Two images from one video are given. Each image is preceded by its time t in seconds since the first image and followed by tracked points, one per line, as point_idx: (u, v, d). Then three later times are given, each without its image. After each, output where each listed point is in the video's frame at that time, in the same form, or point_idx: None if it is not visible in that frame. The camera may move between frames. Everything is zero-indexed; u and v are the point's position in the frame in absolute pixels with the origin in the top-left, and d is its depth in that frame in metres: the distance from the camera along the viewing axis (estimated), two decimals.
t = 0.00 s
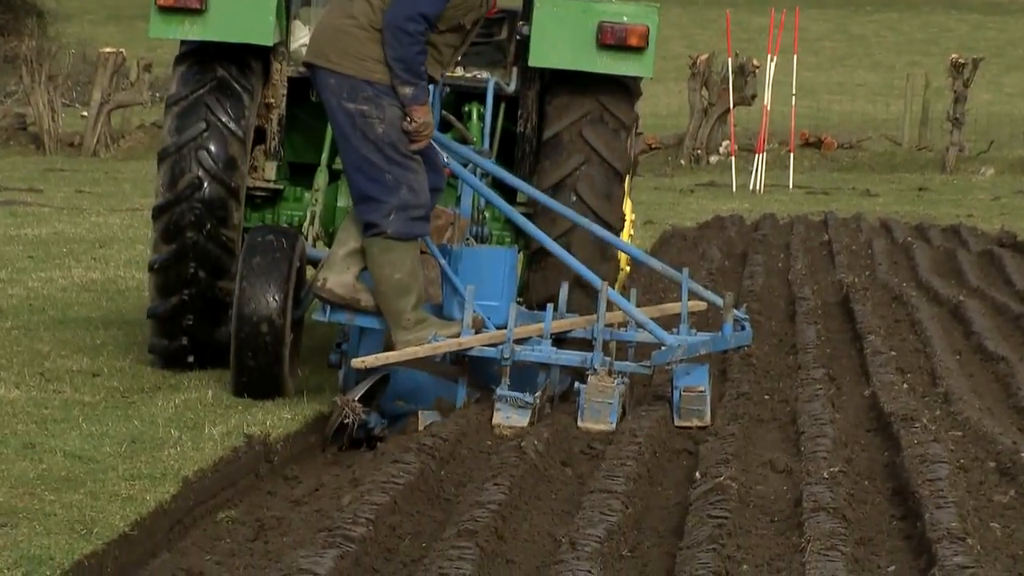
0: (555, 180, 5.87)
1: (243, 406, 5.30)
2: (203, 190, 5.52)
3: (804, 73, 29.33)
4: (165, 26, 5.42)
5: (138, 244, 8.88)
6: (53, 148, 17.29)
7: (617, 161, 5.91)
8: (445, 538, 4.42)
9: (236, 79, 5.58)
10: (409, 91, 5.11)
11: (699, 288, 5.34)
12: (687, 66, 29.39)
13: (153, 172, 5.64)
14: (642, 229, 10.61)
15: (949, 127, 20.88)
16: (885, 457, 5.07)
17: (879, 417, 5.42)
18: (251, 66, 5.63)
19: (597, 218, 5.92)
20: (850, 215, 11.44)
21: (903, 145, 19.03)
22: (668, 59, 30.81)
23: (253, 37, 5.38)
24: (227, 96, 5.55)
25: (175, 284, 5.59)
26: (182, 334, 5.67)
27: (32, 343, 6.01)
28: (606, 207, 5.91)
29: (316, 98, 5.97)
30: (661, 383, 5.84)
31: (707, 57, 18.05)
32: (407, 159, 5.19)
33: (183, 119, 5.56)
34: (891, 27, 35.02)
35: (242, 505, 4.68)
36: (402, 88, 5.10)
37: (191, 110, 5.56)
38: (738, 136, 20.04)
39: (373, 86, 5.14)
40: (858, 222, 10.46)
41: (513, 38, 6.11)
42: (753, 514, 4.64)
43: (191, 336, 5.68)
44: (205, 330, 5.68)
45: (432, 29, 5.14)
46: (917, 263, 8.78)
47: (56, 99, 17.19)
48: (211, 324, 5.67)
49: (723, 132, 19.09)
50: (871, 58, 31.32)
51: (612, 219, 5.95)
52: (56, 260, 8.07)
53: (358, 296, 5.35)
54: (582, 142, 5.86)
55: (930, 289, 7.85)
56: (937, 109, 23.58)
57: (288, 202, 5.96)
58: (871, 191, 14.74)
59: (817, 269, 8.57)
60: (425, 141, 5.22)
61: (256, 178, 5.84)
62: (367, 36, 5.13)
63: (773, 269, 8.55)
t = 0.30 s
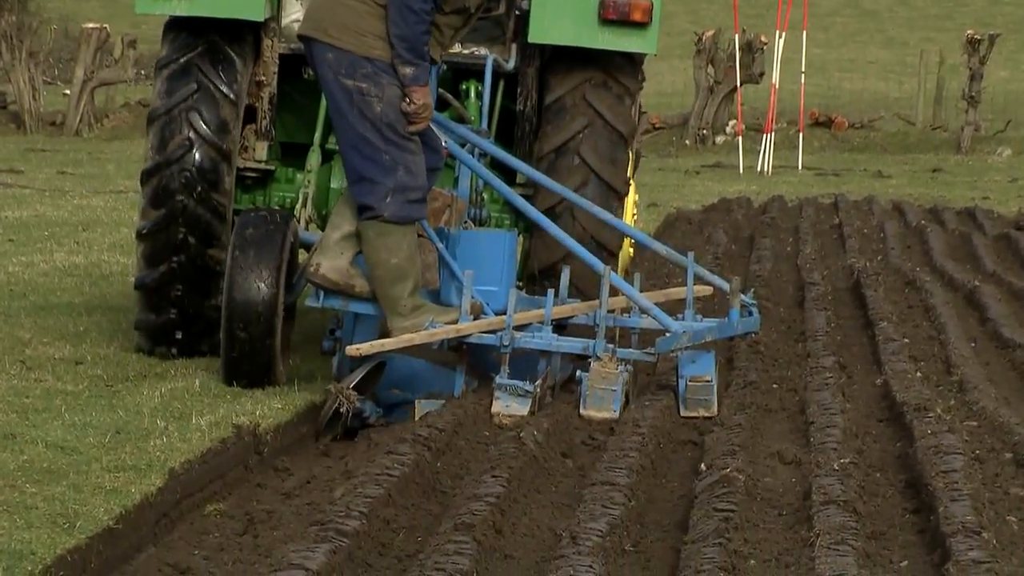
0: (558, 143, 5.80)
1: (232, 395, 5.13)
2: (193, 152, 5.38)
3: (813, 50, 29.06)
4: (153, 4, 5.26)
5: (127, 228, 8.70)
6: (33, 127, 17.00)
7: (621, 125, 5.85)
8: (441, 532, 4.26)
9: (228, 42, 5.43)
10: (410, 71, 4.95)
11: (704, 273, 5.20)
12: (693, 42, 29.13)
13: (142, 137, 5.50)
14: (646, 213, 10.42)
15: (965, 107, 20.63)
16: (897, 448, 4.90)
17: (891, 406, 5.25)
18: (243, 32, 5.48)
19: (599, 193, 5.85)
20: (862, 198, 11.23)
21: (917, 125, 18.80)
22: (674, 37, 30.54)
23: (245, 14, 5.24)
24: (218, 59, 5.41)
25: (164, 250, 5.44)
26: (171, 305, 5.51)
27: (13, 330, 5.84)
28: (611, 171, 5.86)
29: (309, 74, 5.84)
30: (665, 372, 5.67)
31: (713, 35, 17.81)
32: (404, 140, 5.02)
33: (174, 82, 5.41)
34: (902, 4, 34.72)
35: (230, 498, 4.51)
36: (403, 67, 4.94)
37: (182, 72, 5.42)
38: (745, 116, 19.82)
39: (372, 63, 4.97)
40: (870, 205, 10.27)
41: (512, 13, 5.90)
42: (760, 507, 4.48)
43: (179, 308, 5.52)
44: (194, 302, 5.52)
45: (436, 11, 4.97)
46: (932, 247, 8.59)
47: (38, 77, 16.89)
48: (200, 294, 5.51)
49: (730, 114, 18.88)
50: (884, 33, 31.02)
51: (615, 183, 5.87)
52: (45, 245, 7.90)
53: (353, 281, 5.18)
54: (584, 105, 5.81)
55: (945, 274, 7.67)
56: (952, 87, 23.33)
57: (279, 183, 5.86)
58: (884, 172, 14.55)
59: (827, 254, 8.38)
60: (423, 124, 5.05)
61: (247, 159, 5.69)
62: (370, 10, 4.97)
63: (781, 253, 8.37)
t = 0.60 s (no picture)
0: (561, 109, 5.61)
1: (220, 388, 4.96)
2: (183, 119, 5.22)
3: (823, 30, 28.81)
4: None
5: (114, 216, 8.52)
6: (13, 110, 16.74)
7: (626, 92, 5.66)
8: (435, 531, 4.09)
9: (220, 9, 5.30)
10: (410, 52, 4.79)
11: (709, 261, 5.06)
12: (698, 24, 28.88)
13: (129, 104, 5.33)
14: (649, 199, 10.23)
15: (981, 90, 20.40)
16: (910, 444, 4.72)
17: (904, 400, 5.07)
18: None
19: (601, 162, 5.64)
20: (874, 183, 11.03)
21: (931, 108, 18.57)
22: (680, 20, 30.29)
23: None
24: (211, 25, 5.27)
25: (151, 220, 5.28)
26: (157, 280, 5.35)
27: None
28: (615, 137, 5.66)
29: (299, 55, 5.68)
30: (668, 364, 5.50)
31: (719, 15, 17.58)
32: (402, 124, 4.84)
33: (163, 47, 5.26)
34: None
35: (216, 497, 4.34)
36: (403, 48, 4.78)
37: (173, 37, 5.26)
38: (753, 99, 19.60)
39: (371, 42, 4.79)
40: (882, 191, 10.09)
41: None
42: (768, 505, 4.30)
43: (166, 282, 5.35)
44: (182, 276, 5.35)
45: None
46: (946, 235, 8.40)
47: (19, 60, 16.62)
48: (188, 267, 5.35)
49: (735, 100, 18.68)
50: (896, 13, 30.75)
51: (619, 148, 5.66)
52: (33, 233, 7.73)
53: (346, 269, 5.01)
54: (587, 71, 5.62)
55: (961, 263, 7.48)
56: (965, 68, 23.07)
57: (268, 168, 5.68)
58: (896, 157, 14.35)
59: (838, 242, 8.20)
60: (422, 108, 4.87)
61: (235, 144, 5.52)
62: None
63: (789, 242, 8.18)
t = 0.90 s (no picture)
0: (565, 76, 5.49)
1: (207, 383, 4.80)
2: (173, 84, 5.06)
3: (832, 12, 28.59)
4: None
5: (104, 206, 8.36)
6: None
7: (630, 62, 5.58)
8: (430, 532, 3.93)
9: None
10: (405, 35, 4.65)
11: (715, 251, 4.92)
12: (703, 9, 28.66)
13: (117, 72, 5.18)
14: (651, 188, 10.07)
15: (996, 74, 20.17)
16: (922, 441, 4.56)
17: (916, 395, 4.92)
18: None
19: (605, 127, 5.55)
20: (887, 170, 10.85)
21: (945, 93, 18.35)
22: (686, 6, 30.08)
23: None
24: None
25: (139, 188, 5.10)
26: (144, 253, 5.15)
27: None
28: (620, 104, 5.57)
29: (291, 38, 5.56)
30: (672, 358, 5.35)
31: None
32: (397, 110, 4.68)
33: (153, 14, 5.12)
34: None
35: (201, 497, 4.18)
36: (398, 30, 4.64)
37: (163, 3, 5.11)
38: (760, 84, 19.41)
39: (364, 25, 4.63)
40: (894, 179, 9.91)
41: None
42: (775, 505, 4.15)
43: (153, 255, 5.16)
44: (170, 250, 5.17)
45: None
46: (960, 225, 8.23)
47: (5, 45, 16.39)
48: (177, 240, 5.17)
49: (742, 87, 18.50)
50: None
51: (624, 116, 5.59)
52: (21, 223, 7.57)
53: (339, 261, 4.85)
54: (591, 41, 5.51)
55: (975, 253, 7.31)
56: (980, 52, 22.85)
57: (258, 155, 5.56)
58: (907, 144, 14.17)
59: (847, 232, 8.03)
60: (418, 92, 4.73)
61: (225, 129, 5.38)
62: None
63: (798, 231, 8.02)
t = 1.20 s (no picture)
0: (568, 45, 5.36)
1: (194, 378, 4.65)
2: (164, 49, 4.91)
3: None
4: None
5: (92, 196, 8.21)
6: None
7: (636, 34, 5.45)
8: (424, 533, 3.79)
9: None
10: (400, 18, 4.51)
11: (721, 243, 4.77)
12: None
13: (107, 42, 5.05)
14: (655, 176, 9.92)
15: (1011, 60, 19.96)
16: (934, 439, 4.41)
17: (929, 392, 4.77)
18: None
19: (610, 95, 5.39)
20: (898, 158, 10.69)
21: (958, 77, 18.15)
22: None
23: None
24: None
25: (128, 155, 4.93)
26: (133, 223, 4.99)
27: None
28: (626, 72, 5.41)
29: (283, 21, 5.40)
30: (676, 353, 5.20)
31: None
32: (392, 96, 4.53)
33: None
34: None
35: (188, 497, 4.04)
36: (392, 13, 4.50)
37: None
38: (767, 70, 19.24)
39: (358, 9, 4.48)
40: (905, 168, 9.75)
41: None
42: (782, 505, 4.00)
43: (142, 226, 5.00)
44: (159, 220, 5.00)
45: None
46: (974, 215, 8.07)
47: None
48: (167, 211, 5.00)
49: (748, 74, 18.34)
50: None
51: (631, 84, 5.42)
52: (10, 213, 7.42)
53: (333, 251, 4.70)
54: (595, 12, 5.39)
55: (990, 244, 7.15)
56: (994, 37, 22.63)
57: (250, 142, 5.40)
58: (919, 131, 14.00)
59: (857, 223, 7.88)
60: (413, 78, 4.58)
61: (215, 114, 5.23)
62: None
63: (805, 222, 7.87)
